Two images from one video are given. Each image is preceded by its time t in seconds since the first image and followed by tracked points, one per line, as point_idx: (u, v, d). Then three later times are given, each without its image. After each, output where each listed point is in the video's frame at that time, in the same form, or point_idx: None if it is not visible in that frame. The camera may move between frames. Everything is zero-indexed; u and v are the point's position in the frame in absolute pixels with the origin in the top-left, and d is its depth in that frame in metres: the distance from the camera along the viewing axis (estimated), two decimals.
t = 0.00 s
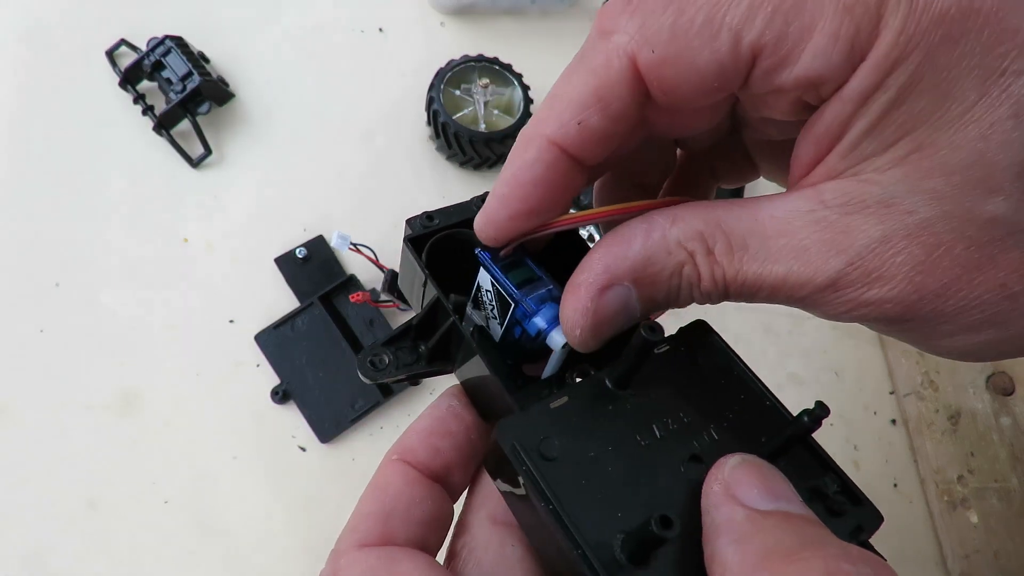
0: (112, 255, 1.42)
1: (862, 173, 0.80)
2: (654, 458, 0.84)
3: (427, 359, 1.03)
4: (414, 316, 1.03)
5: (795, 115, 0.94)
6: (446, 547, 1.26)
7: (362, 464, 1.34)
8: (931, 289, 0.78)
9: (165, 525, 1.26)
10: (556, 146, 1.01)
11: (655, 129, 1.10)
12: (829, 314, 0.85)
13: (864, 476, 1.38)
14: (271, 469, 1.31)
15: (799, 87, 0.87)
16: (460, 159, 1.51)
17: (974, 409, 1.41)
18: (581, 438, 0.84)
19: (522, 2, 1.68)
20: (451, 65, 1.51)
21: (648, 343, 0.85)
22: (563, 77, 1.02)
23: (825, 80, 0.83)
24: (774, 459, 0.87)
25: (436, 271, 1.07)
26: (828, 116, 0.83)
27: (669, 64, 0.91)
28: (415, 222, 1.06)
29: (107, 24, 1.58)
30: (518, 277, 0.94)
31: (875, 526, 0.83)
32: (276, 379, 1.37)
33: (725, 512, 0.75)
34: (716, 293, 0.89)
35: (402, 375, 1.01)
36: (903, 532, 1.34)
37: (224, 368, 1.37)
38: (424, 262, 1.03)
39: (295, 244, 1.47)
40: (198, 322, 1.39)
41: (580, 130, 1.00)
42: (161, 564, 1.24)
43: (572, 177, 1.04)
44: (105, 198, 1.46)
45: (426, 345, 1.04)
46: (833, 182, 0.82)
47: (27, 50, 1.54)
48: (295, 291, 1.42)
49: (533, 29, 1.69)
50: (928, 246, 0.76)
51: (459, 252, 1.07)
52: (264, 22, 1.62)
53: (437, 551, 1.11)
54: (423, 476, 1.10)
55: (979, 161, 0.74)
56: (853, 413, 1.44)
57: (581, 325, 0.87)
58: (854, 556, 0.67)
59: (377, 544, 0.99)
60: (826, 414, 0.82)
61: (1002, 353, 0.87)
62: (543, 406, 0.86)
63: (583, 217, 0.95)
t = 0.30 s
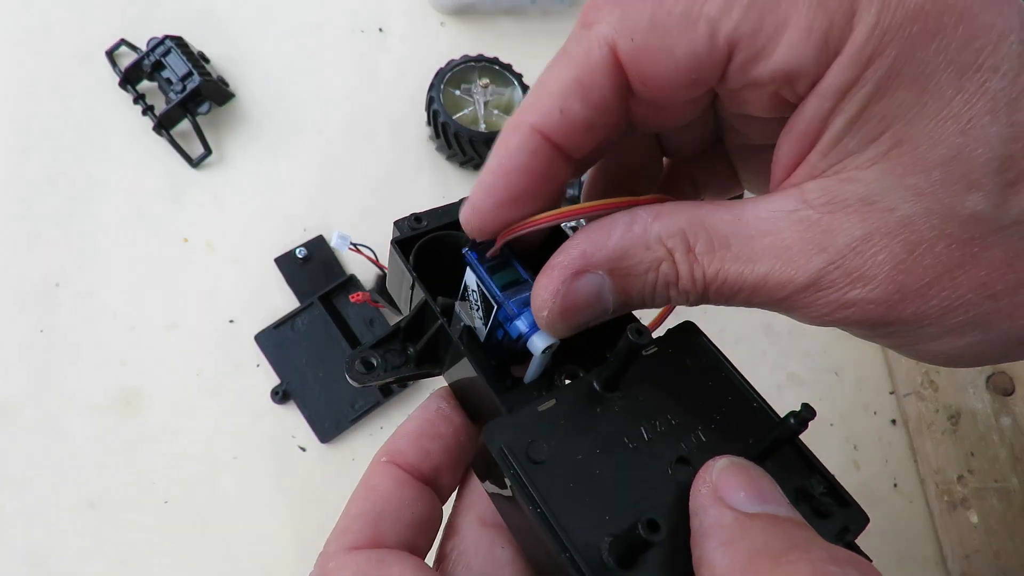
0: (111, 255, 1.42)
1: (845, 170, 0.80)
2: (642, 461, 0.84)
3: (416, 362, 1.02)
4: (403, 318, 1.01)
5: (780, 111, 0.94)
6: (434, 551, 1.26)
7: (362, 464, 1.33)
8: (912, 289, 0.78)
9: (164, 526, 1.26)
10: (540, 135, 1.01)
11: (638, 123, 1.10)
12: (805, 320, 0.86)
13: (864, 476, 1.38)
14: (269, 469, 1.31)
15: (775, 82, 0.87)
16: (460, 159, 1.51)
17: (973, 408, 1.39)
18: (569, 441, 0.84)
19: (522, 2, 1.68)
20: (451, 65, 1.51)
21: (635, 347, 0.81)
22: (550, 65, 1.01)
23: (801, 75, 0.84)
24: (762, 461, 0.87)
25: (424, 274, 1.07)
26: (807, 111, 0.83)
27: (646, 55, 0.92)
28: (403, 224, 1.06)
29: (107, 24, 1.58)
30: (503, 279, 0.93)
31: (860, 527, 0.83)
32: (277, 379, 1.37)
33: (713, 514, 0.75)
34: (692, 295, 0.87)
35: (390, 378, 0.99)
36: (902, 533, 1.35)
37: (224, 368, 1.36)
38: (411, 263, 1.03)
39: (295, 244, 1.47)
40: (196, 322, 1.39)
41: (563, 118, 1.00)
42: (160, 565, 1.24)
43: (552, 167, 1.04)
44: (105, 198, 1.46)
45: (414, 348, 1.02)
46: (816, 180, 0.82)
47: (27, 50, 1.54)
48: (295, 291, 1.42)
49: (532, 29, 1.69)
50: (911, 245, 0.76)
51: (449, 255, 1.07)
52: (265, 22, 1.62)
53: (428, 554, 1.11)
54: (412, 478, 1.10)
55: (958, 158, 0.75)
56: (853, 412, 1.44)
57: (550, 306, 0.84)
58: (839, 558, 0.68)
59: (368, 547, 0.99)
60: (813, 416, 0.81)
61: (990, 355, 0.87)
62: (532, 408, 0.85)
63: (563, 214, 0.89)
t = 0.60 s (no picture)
0: (111, 255, 1.42)
1: (841, 164, 0.79)
2: (646, 467, 0.84)
3: (419, 363, 1.02)
4: (407, 319, 1.01)
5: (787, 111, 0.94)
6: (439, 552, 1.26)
7: (361, 465, 1.34)
8: (915, 276, 0.77)
9: (165, 525, 1.26)
10: (551, 111, 1.05)
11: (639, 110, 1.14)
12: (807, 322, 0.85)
13: (864, 477, 1.38)
14: (270, 469, 1.31)
15: (770, 65, 0.91)
16: (460, 159, 1.51)
17: (973, 409, 1.39)
18: (575, 445, 0.84)
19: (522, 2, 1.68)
20: (451, 65, 1.51)
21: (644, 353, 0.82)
22: (556, 43, 1.06)
23: (792, 59, 0.87)
24: (763, 468, 0.87)
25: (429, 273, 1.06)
26: (802, 102, 0.84)
27: (646, 28, 0.96)
28: (406, 223, 1.06)
29: (107, 24, 1.58)
30: (500, 281, 0.94)
31: (858, 535, 0.83)
32: (277, 379, 1.37)
33: (717, 521, 0.75)
34: (692, 297, 0.85)
35: (393, 379, 0.99)
36: (902, 534, 1.35)
37: (224, 369, 1.37)
38: (417, 263, 1.03)
39: (295, 244, 1.47)
40: (197, 322, 1.39)
41: (571, 94, 1.04)
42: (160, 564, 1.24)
43: (567, 145, 1.07)
44: (105, 198, 1.46)
45: (417, 349, 1.02)
46: (813, 174, 0.81)
47: (27, 50, 1.54)
48: (295, 291, 1.42)
49: (533, 29, 1.69)
50: (909, 232, 0.76)
51: (451, 256, 1.07)
52: (268, 28, 1.61)
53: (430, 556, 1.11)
54: (414, 479, 1.10)
55: (951, 142, 0.76)
56: (853, 413, 1.44)
57: (543, 306, 0.85)
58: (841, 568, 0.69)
59: (372, 550, 0.99)
60: (815, 425, 0.80)
61: (988, 353, 0.87)
62: (537, 411, 0.86)
63: (559, 216, 0.87)
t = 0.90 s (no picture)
0: (111, 255, 1.42)
1: (860, 167, 0.80)
2: (662, 472, 0.84)
3: (426, 358, 1.00)
4: (416, 312, 0.99)
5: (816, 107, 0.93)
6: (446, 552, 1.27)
7: (361, 464, 1.34)
8: (947, 268, 0.77)
9: (165, 525, 1.26)
10: (576, 115, 1.03)
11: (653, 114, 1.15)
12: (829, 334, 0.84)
13: (865, 476, 1.38)
14: (271, 469, 1.31)
15: (790, 72, 0.93)
16: (460, 159, 1.51)
17: (972, 407, 1.37)
18: (592, 450, 0.84)
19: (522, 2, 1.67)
20: (451, 65, 1.51)
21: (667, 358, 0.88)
22: (580, 49, 1.07)
23: (813, 63, 0.89)
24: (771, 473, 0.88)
25: (439, 266, 1.06)
26: (823, 105, 0.86)
27: (674, 33, 0.98)
28: (415, 211, 1.05)
29: (107, 24, 1.58)
30: (507, 279, 0.93)
31: (861, 541, 0.85)
32: (277, 378, 1.37)
33: (726, 531, 0.76)
34: (707, 302, 0.83)
35: (401, 373, 0.98)
36: (902, 534, 1.35)
37: (224, 368, 1.37)
38: (428, 256, 1.02)
39: (295, 244, 1.47)
40: (197, 322, 1.39)
41: (598, 97, 1.03)
42: (162, 563, 1.25)
43: (590, 152, 1.04)
44: (105, 197, 1.46)
45: (424, 343, 1.00)
46: (831, 178, 0.81)
47: (27, 50, 1.54)
48: (296, 291, 1.42)
49: (533, 29, 1.69)
50: (936, 228, 0.76)
51: (462, 248, 1.07)
52: (268, 27, 1.61)
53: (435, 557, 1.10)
54: (420, 478, 1.10)
55: (969, 139, 0.78)
56: (853, 413, 1.44)
57: (551, 295, 0.83)
58: None
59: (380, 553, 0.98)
60: (832, 435, 0.83)
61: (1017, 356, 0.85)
62: (554, 416, 0.86)
63: (577, 226, 0.86)
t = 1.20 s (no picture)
0: (111, 255, 1.42)
1: (885, 165, 0.79)
2: (673, 476, 0.85)
3: (429, 353, 1.00)
4: (420, 308, 1.00)
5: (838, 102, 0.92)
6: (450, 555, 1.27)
7: (362, 465, 1.33)
8: (984, 272, 0.74)
9: (164, 525, 1.26)
10: (601, 108, 1.02)
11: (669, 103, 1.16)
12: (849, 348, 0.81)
13: (865, 476, 1.38)
14: (271, 470, 1.31)
15: (809, 63, 0.95)
16: (460, 159, 1.51)
17: (972, 408, 1.37)
18: (603, 454, 0.85)
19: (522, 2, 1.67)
20: (451, 65, 1.50)
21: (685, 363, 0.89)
22: (602, 38, 1.06)
23: (834, 54, 0.90)
24: (779, 473, 0.88)
25: (443, 259, 1.05)
26: (843, 100, 0.86)
27: (694, 14, 1.00)
28: (416, 195, 1.06)
29: (108, 25, 1.58)
30: (512, 275, 0.93)
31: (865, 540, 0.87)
32: (277, 378, 1.37)
33: (734, 541, 0.78)
34: (716, 302, 0.80)
35: (404, 369, 0.98)
36: (902, 533, 1.35)
37: (224, 368, 1.37)
38: (433, 249, 1.02)
39: (295, 244, 1.47)
40: (197, 322, 1.39)
41: (624, 86, 1.02)
42: (162, 563, 1.25)
43: (613, 145, 1.03)
44: (105, 197, 1.46)
45: (428, 338, 1.01)
46: (854, 179, 0.80)
47: (27, 50, 1.54)
48: (295, 291, 1.42)
49: (533, 29, 1.69)
50: (969, 230, 0.74)
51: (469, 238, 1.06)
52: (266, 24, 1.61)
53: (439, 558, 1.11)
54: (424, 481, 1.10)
55: (1003, 134, 0.76)
56: (853, 413, 1.44)
57: (541, 264, 0.85)
58: None
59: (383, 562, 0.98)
60: (845, 441, 0.82)
61: None
62: (566, 420, 0.87)
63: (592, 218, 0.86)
